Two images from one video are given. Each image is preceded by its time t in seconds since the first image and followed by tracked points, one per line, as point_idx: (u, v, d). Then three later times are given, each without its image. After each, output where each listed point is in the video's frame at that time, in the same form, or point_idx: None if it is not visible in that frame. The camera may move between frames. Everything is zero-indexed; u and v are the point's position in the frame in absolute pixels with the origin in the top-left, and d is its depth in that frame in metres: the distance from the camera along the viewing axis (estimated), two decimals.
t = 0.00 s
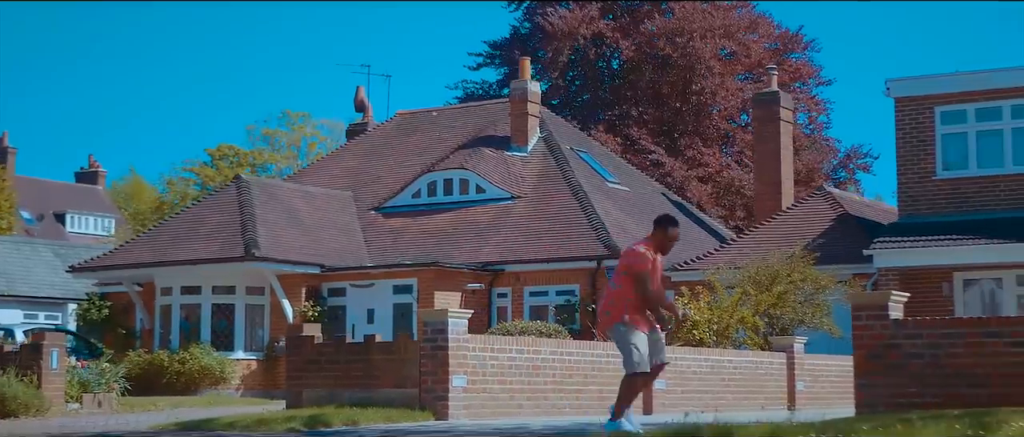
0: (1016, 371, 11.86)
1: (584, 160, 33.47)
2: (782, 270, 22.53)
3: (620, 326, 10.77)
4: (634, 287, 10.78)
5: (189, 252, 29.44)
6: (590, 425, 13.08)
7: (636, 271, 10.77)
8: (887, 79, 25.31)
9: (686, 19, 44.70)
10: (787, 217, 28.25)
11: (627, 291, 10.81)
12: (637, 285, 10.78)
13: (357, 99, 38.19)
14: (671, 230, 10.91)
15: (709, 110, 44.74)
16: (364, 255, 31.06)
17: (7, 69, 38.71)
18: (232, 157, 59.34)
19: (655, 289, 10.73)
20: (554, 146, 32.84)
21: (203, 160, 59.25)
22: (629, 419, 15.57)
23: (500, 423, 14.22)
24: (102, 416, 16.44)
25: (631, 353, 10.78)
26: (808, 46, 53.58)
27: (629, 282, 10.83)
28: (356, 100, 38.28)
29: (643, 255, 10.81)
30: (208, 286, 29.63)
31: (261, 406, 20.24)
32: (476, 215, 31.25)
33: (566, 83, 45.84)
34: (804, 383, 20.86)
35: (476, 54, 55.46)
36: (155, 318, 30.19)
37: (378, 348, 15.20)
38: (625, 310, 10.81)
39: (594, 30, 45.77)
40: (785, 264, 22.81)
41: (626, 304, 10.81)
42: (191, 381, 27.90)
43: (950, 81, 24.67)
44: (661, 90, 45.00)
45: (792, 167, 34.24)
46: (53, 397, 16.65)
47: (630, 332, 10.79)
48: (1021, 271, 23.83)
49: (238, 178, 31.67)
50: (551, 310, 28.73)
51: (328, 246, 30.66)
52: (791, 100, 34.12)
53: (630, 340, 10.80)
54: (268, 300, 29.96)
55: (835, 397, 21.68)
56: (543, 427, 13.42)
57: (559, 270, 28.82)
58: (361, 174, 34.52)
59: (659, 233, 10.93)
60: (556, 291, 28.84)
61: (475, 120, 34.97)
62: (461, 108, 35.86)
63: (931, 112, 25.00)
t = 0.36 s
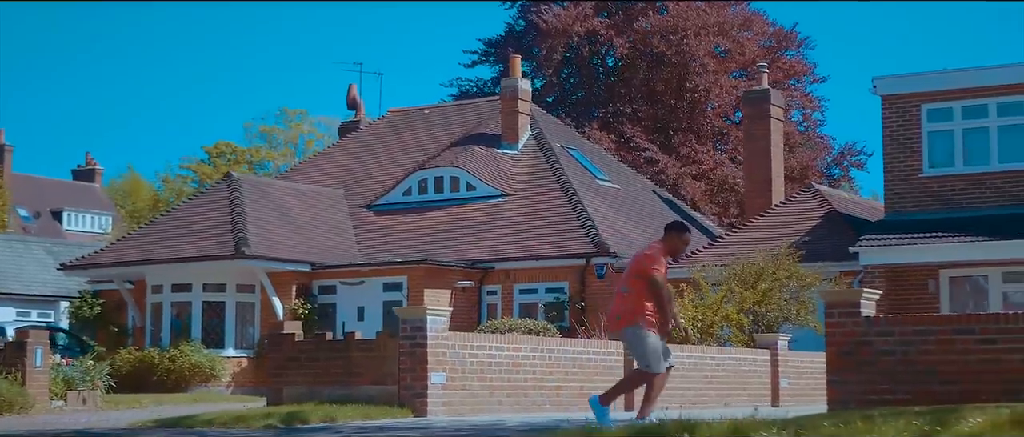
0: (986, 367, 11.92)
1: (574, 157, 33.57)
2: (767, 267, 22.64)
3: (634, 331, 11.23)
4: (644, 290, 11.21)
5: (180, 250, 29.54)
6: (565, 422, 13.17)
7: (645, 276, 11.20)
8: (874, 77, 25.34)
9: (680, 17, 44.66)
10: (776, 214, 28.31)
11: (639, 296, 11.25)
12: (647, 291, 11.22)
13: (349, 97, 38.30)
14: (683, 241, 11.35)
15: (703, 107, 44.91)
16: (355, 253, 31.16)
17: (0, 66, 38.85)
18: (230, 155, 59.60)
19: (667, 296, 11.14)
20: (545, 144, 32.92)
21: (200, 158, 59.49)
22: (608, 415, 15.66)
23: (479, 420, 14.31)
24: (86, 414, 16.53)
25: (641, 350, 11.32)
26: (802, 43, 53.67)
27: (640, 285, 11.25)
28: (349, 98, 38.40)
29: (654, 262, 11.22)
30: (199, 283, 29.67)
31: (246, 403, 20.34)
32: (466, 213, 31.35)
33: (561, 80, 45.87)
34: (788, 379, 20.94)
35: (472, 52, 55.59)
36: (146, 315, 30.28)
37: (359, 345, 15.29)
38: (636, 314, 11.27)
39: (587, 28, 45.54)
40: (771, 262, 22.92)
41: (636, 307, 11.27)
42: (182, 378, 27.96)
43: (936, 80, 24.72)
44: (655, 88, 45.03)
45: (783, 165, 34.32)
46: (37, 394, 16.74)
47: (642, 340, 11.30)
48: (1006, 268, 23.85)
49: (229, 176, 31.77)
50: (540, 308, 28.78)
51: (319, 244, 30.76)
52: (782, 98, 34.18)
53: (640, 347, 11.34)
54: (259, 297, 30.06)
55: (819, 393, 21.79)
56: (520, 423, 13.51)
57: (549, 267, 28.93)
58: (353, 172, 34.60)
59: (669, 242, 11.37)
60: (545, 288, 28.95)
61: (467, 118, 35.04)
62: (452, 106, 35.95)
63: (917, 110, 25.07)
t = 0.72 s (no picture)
0: (957, 363, 12.02)
1: (564, 153, 33.62)
2: (753, 262, 22.66)
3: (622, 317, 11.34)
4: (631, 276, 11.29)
5: (170, 245, 29.60)
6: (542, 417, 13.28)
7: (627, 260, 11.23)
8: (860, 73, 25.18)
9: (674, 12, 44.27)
10: (764, 209, 28.35)
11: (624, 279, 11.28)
12: (629, 276, 11.21)
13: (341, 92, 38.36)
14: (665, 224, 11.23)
15: (697, 102, 44.91)
16: (345, 248, 31.24)
17: None
18: (226, 149, 59.59)
19: (644, 276, 11.05)
20: (535, 139, 33.00)
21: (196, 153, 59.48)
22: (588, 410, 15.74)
23: (457, 415, 14.39)
24: (70, 409, 16.61)
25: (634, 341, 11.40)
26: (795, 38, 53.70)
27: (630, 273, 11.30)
28: (341, 93, 38.48)
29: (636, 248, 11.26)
30: (189, 278, 29.75)
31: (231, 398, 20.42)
32: (456, 208, 31.41)
33: (555, 75, 45.79)
34: (772, 374, 21.01)
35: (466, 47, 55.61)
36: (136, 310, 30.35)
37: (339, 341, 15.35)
38: (621, 299, 11.29)
39: (581, 23, 45.16)
40: (757, 257, 22.94)
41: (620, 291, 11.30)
42: (172, 373, 28.05)
43: (921, 75, 24.73)
44: (648, 83, 44.87)
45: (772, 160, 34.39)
46: (21, 390, 16.80)
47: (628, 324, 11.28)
48: (991, 263, 23.67)
49: (220, 171, 31.82)
50: (529, 302, 28.89)
51: (309, 239, 30.84)
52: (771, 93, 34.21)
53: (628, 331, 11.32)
54: (249, 292, 30.11)
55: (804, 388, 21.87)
56: (497, 419, 13.60)
57: (537, 263, 29.00)
58: (344, 167, 34.66)
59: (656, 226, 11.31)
60: (534, 283, 29.00)
61: (457, 114, 35.11)
62: (443, 101, 36.01)
63: (904, 106, 25.01)
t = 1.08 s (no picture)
0: (929, 357, 12.10)
1: (554, 147, 33.68)
2: (738, 257, 22.73)
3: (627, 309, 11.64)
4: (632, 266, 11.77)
5: (159, 240, 29.64)
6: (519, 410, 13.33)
7: (623, 245, 11.81)
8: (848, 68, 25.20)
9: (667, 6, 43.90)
10: (753, 203, 28.39)
11: (623, 268, 11.78)
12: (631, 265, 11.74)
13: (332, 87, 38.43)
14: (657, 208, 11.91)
15: (690, 97, 44.58)
16: (335, 242, 31.31)
17: None
18: (222, 143, 59.64)
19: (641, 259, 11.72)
20: (525, 133, 33.07)
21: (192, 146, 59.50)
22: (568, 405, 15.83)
23: (436, 409, 14.46)
24: (52, 404, 16.66)
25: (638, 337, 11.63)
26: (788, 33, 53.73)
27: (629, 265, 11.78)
28: (333, 88, 38.55)
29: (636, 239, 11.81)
30: (179, 273, 29.82)
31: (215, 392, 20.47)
32: (445, 203, 31.47)
33: (549, 70, 45.60)
34: (755, 369, 21.04)
35: (461, 42, 55.65)
36: (126, 305, 30.42)
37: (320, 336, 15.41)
38: (624, 286, 11.69)
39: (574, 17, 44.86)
40: (743, 252, 23.01)
41: (621, 280, 11.73)
42: (161, 367, 28.06)
43: (908, 71, 24.72)
44: (641, 77, 44.60)
45: (762, 154, 34.43)
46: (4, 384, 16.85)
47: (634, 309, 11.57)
48: (976, 258, 23.70)
49: (210, 166, 31.88)
50: (517, 297, 28.98)
51: (299, 233, 30.90)
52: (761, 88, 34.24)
53: (634, 319, 11.58)
54: (238, 286, 30.16)
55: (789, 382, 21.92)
56: (475, 412, 13.68)
57: (525, 257, 29.07)
58: (334, 162, 34.72)
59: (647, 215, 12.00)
60: (523, 278, 29.09)
61: (448, 108, 35.17)
62: (434, 96, 36.07)
63: (891, 101, 25.06)
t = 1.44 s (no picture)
0: (901, 352, 12.17)
1: (544, 143, 33.74)
2: (723, 252, 22.78)
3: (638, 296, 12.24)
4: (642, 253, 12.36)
5: (149, 235, 29.70)
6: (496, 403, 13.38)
7: (628, 234, 12.41)
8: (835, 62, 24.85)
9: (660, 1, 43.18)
10: (741, 199, 28.44)
11: (631, 254, 12.38)
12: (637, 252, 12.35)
13: (324, 82, 38.49)
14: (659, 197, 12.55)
15: (684, 92, 44.31)
16: (325, 237, 31.38)
17: None
18: (218, 138, 59.64)
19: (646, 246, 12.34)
20: (515, 129, 33.13)
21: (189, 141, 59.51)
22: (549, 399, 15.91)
23: (415, 403, 14.54)
24: (36, 397, 16.74)
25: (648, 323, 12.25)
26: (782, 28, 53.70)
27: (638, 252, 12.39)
28: (324, 83, 38.59)
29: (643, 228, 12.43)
30: (168, 268, 29.89)
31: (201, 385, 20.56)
32: (435, 198, 31.53)
33: (543, 65, 45.26)
34: (739, 364, 21.12)
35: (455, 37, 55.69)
36: (116, 299, 30.50)
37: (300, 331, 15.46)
38: (634, 272, 12.29)
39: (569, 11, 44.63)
40: (729, 247, 23.03)
41: (631, 266, 12.32)
42: (150, 362, 28.15)
43: (893, 66, 24.45)
44: (635, 71, 44.22)
45: (752, 149, 34.47)
46: None
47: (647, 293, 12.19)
48: (961, 254, 23.52)
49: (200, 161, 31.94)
50: (506, 291, 29.06)
51: (288, 228, 30.97)
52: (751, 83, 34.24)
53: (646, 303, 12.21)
54: (228, 281, 30.22)
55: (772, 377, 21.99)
56: (452, 406, 13.76)
57: (514, 253, 29.13)
58: (325, 157, 34.78)
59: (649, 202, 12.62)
60: (511, 273, 29.15)
61: (439, 104, 35.22)
62: (424, 91, 36.13)
63: (877, 96, 24.78)
